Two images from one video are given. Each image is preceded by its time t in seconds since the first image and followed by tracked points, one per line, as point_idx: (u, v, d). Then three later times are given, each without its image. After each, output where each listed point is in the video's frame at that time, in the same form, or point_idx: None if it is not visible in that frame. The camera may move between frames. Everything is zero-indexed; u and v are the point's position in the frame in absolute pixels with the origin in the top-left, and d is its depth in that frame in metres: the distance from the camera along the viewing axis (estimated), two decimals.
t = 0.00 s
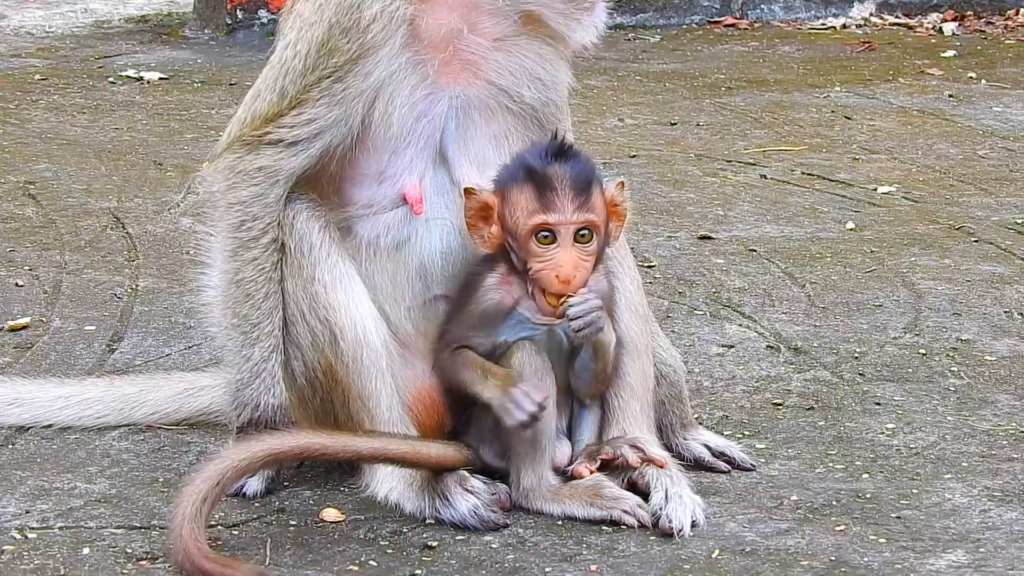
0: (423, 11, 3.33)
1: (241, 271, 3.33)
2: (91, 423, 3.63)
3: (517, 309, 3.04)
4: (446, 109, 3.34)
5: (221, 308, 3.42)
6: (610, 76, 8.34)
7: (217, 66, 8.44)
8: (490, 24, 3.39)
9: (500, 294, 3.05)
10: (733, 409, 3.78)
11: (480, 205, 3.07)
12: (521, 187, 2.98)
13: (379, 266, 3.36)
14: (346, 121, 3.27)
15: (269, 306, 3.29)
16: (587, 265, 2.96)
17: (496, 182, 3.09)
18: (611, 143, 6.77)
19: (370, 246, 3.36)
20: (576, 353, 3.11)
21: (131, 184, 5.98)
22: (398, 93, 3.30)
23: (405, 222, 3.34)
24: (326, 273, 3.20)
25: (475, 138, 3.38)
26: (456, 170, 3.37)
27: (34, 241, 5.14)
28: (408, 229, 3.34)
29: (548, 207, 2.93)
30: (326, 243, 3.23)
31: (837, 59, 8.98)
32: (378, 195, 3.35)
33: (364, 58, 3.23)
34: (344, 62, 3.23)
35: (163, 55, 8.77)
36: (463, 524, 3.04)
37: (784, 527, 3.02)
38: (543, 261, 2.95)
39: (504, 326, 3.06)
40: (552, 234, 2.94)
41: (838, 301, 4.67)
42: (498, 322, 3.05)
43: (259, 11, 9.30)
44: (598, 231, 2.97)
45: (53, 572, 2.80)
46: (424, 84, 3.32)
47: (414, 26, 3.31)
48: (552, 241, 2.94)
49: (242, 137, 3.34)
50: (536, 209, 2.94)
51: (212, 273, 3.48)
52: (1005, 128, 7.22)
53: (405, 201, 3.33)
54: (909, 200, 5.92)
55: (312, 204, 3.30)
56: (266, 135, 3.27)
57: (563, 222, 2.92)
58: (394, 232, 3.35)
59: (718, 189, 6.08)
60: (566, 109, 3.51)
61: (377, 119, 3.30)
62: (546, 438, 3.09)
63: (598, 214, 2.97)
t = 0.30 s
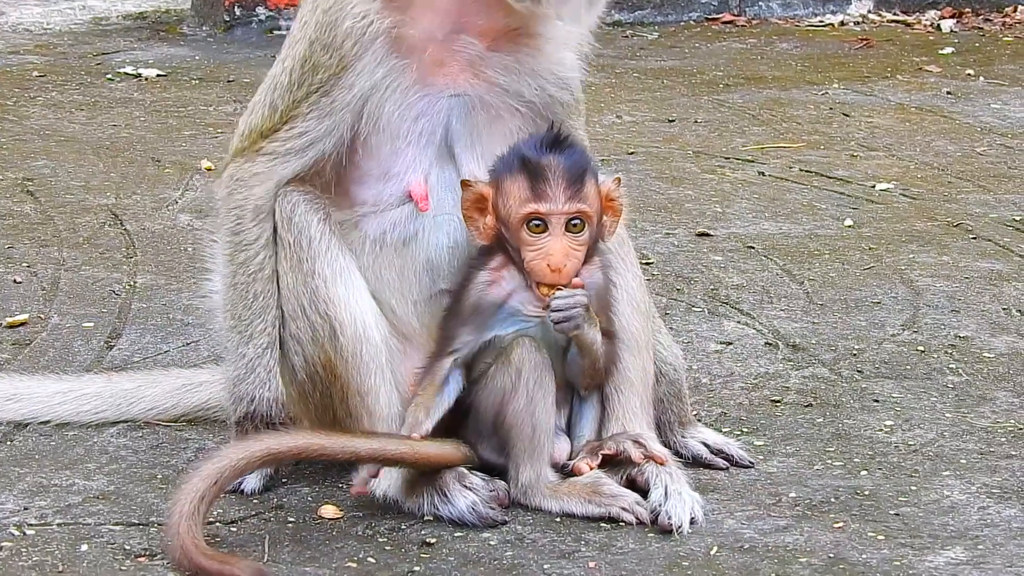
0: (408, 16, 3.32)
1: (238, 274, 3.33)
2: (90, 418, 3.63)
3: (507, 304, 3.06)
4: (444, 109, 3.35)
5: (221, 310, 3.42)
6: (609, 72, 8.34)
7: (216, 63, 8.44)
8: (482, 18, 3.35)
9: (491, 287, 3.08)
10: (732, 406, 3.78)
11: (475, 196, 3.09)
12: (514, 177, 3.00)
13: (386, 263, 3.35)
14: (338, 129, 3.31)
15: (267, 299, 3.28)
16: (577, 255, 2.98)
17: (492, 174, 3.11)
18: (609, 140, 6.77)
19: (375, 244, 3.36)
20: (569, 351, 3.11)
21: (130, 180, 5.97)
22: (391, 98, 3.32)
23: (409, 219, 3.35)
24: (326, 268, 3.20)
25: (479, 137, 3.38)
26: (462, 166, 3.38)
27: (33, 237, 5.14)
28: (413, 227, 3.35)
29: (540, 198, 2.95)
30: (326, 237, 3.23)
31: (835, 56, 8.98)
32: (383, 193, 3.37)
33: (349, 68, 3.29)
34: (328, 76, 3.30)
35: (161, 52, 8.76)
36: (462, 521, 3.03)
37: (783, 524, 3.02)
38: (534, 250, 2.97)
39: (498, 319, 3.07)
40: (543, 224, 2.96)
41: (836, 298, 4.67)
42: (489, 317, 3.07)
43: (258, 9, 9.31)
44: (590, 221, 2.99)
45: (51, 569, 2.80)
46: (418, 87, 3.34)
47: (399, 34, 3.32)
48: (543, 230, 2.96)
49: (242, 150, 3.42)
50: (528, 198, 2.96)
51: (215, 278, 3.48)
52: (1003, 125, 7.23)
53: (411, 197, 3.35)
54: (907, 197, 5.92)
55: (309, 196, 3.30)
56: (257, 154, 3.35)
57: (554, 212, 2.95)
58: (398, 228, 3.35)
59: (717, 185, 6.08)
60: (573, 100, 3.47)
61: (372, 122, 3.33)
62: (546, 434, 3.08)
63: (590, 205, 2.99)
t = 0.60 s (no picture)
0: (404, 24, 3.32)
1: (240, 276, 3.33)
2: (87, 415, 3.63)
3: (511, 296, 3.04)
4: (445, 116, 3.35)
5: (226, 311, 3.42)
6: (607, 70, 8.34)
7: (214, 60, 8.43)
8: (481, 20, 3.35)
9: (494, 281, 3.07)
10: (730, 403, 3.78)
11: (478, 189, 3.06)
12: (517, 168, 2.97)
13: (392, 264, 3.35)
14: (339, 136, 3.32)
15: (267, 294, 3.28)
16: (581, 244, 2.95)
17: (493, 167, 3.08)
18: (607, 138, 6.76)
19: (382, 245, 3.35)
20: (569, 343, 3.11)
21: (127, 178, 5.97)
22: (393, 105, 3.32)
23: (415, 222, 3.35)
24: (331, 260, 3.19)
25: (484, 138, 3.38)
26: (467, 169, 3.39)
27: (31, 235, 5.14)
28: (418, 228, 3.35)
29: (542, 188, 2.92)
30: (332, 229, 3.22)
31: (834, 54, 8.97)
32: (390, 196, 3.37)
33: (344, 79, 3.30)
34: (322, 89, 3.31)
35: (160, 49, 8.75)
36: (459, 518, 3.03)
37: (781, 521, 3.02)
38: (537, 239, 2.94)
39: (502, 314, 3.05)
40: (546, 213, 2.92)
41: (834, 295, 4.67)
42: (490, 311, 3.06)
43: (255, 6, 9.30)
44: (591, 209, 2.96)
45: (49, 566, 2.79)
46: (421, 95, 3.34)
47: (395, 46, 3.31)
48: (546, 219, 2.93)
49: (247, 159, 3.44)
50: (531, 185, 2.94)
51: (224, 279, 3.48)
52: (1001, 122, 7.22)
53: (417, 201, 3.35)
54: (905, 194, 5.92)
55: (313, 186, 3.30)
56: (259, 162, 3.36)
57: (557, 201, 2.92)
58: (405, 230, 3.35)
59: (715, 183, 6.08)
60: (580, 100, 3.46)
61: (375, 128, 3.33)
62: (546, 431, 3.08)
63: (592, 194, 2.96)
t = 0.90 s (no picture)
0: (401, 29, 3.31)
1: (241, 277, 3.32)
2: (87, 413, 3.63)
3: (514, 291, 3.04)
4: (446, 117, 3.37)
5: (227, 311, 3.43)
6: (606, 68, 8.33)
7: (213, 59, 8.43)
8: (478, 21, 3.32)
9: (502, 275, 3.05)
10: (730, 402, 3.78)
11: (483, 178, 3.03)
12: (546, 163, 2.96)
13: (393, 265, 3.35)
14: (340, 139, 3.32)
15: (267, 293, 3.27)
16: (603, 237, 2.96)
17: (500, 158, 3.05)
18: (606, 136, 6.76)
19: (383, 246, 3.35)
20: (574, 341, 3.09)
21: (127, 176, 5.96)
22: (393, 106, 3.33)
23: (417, 223, 3.35)
24: (333, 257, 3.19)
25: (486, 138, 3.39)
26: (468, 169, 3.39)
27: (30, 233, 5.13)
28: (419, 229, 3.35)
29: (569, 182, 2.92)
30: (334, 227, 3.21)
31: (833, 52, 8.97)
32: (391, 197, 3.38)
33: (343, 84, 3.31)
34: (320, 95, 3.32)
35: (159, 47, 8.75)
36: (459, 516, 3.04)
37: (781, 520, 3.02)
38: (563, 232, 2.93)
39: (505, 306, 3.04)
40: (573, 207, 2.92)
41: (834, 294, 4.66)
42: (495, 304, 3.05)
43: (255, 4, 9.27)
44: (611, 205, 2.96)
45: (48, 564, 2.80)
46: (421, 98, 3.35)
47: (393, 51, 3.32)
48: (572, 214, 2.93)
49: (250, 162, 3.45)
50: (560, 179, 2.92)
51: (226, 280, 3.48)
52: (1001, 121, 7.22)
53: (419, 201, 3.35)
54: (905, 193, 5.92)
55: (316, 183, 3.30)
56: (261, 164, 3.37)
57: (586, 195, 2.91)
58: (407, 230, 3.35)
59: (714, 181, 6.08)
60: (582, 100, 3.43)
61: (376, 129, 3.34)
62: (550, 429, 3.07)
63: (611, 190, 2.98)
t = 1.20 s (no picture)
0: (391, 36, 3.32)
1: (240, 278, 3.33)
2: (87, 412, 3.63)
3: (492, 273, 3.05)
4: (439, 117, 3.39)
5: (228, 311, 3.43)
6: (608, 67, 8.33)
7: (215, 58, 8.43)
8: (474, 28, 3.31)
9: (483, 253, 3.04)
10: (731, 401, 3.78)
11: (464, 172, 3.01)
12: (528, 159, 2.95)
13: (389, 267, 3.35)
14: (335, 143, 3.34)
15: (266, 293, 3.28)
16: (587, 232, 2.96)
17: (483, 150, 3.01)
18: (607, 136, 6.76)
19: (379, 247, 3.35)
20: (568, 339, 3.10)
21: (128, 175, 5.96)
22: (388, 111, 3.36)
23: (413, 225, 3.36)
24: (331, 257, 3.18)
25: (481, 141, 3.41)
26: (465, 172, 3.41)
27: (32, 232, 5.14)
28: (416, 231, 3.36)
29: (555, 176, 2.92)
30: (332, 226, 3.21)
31: (834, 51, 8.97)
32: (387, 200, 3.39)
33: (339, 90, 3.32)
34: (314, 101, 3.34)
35: (161, 46, 8.75)
36: (459, 515, 3.04)
37: (782, 519, 3.02)
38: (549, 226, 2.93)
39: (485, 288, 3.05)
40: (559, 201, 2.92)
41: (835, 293, 4.66)
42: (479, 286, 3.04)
43: (256, 3, 9.30)
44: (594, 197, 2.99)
45: (49, 564, 2.80)
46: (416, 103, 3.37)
47: (387, 58, 3.33)
48: (558, 208, 2.93)
49: (248, 165, 3.46)
50: (542, 176, 2.93)
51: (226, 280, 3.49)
52: (1002, 120, 7.22)
53: (415, 203, 3.36)
54: (906, 192, 5.92)
55: (313, 183, 3.30)
56: (259, 168, 3.38)
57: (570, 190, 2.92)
58: (403, 232, 3.35)
59: (716, 181, 6.07)
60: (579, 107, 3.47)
61: (373, 133, 3.36)
62: (549, 429, 3.10)
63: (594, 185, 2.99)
